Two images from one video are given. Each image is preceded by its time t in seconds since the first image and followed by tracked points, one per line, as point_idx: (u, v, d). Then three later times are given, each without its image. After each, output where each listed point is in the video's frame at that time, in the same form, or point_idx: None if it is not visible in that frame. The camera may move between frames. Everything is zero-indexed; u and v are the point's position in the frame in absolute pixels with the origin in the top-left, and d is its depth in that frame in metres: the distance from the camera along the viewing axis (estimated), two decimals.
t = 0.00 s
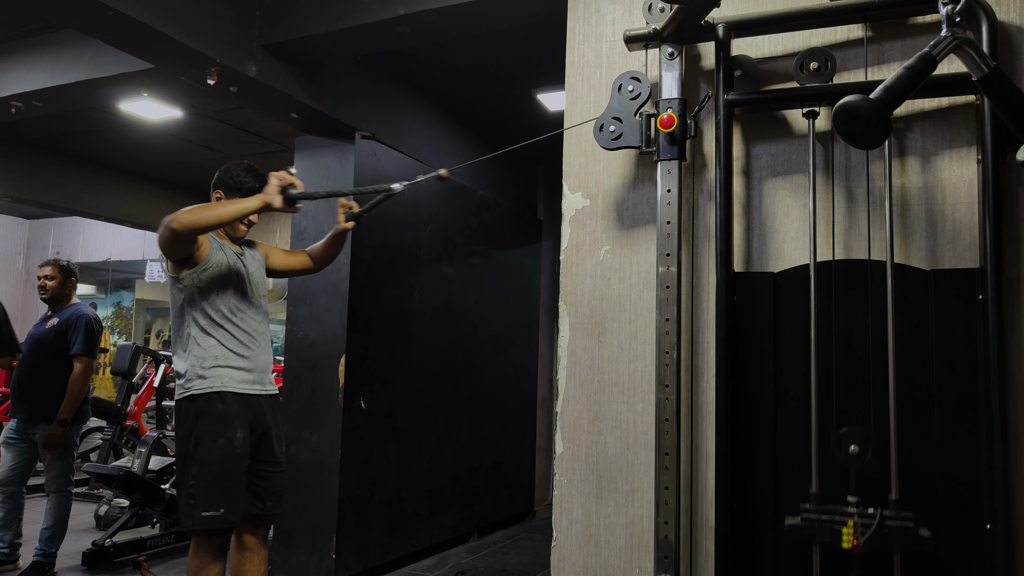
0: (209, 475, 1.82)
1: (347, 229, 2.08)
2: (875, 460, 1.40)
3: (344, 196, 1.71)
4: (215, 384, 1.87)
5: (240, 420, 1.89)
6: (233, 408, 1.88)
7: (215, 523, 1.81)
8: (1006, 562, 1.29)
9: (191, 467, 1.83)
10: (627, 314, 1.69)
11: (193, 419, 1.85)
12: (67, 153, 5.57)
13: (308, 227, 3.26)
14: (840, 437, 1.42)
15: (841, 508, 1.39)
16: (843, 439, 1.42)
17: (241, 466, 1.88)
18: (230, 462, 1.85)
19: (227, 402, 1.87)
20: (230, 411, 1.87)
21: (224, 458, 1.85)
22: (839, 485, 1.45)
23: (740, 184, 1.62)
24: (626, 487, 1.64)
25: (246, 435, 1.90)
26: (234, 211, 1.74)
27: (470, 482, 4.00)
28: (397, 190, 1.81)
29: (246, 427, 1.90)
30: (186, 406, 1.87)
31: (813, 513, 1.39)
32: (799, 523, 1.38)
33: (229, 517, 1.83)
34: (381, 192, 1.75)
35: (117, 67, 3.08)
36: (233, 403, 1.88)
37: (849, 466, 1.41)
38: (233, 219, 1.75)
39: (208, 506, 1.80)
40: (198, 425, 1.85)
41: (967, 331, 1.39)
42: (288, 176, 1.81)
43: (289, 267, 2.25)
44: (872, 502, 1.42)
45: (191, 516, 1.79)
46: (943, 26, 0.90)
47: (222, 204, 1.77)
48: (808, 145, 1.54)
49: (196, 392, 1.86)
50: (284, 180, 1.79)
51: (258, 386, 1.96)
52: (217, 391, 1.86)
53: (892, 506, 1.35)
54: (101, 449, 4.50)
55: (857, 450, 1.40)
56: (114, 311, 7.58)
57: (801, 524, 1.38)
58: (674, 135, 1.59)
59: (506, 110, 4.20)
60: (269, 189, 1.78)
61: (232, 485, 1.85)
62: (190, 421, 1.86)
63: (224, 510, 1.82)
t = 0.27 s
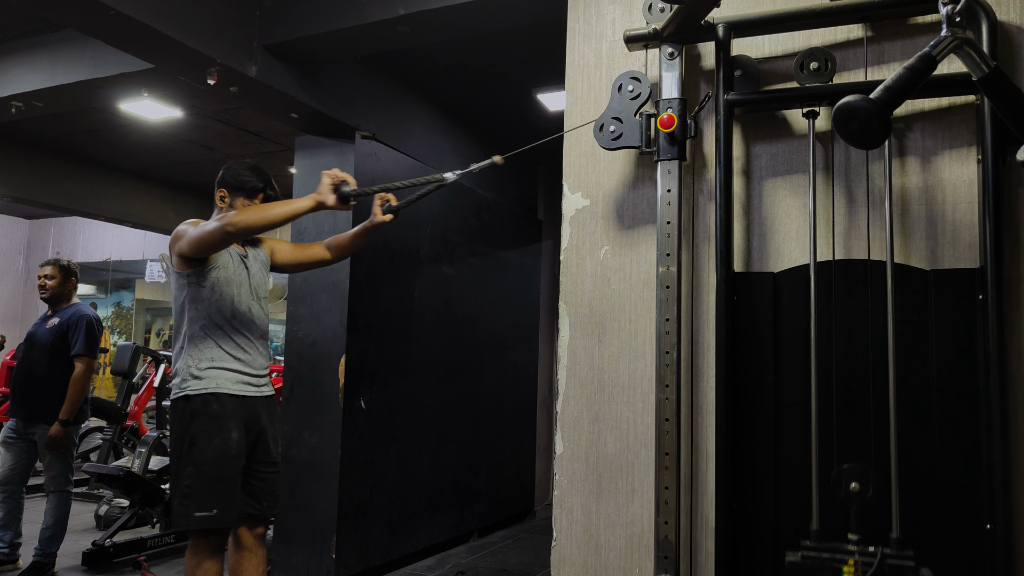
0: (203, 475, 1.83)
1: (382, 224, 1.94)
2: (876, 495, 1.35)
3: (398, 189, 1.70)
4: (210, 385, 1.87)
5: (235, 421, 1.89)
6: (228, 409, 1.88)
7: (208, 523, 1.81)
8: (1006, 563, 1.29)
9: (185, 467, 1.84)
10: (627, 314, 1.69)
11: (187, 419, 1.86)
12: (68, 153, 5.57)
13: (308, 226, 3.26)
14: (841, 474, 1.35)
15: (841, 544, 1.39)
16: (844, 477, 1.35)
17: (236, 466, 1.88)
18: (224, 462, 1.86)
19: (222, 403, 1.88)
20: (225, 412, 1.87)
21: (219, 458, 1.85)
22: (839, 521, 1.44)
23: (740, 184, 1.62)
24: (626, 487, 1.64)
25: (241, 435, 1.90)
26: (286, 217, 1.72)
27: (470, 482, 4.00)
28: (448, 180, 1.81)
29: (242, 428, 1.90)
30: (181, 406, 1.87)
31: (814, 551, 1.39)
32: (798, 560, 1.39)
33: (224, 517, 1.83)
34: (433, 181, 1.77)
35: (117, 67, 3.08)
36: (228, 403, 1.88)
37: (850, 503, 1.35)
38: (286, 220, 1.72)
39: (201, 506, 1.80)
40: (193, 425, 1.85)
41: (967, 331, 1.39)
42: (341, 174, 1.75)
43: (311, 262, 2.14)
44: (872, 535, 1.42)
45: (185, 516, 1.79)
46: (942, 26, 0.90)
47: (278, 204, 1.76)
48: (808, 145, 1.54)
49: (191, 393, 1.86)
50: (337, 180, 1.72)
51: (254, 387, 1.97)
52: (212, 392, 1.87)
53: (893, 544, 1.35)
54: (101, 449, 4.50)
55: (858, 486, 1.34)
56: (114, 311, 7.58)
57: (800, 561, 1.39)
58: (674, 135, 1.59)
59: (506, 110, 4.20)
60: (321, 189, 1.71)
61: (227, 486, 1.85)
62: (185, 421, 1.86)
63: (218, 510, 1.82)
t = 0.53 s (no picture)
0: (195, 475, 1.83)
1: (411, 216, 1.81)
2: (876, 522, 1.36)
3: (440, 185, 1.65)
4: (204, 387, 1.87)
5: (228, 423, 1.89)
6: (221, 412, 1.88)
7: (199, 524, 1.81)
8: (1005, 563, 1.29)
9: (177, 467, 1.83)
10: (627, 313, 1.69)
11: (180, 419, 1.85)
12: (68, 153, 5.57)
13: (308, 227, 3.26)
14: (840, 501, 1.38)
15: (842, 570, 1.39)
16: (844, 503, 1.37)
17: (229, 467, 1.88)
18: (217, 463, 1.86)
19: (215, 404, 1.88)
20: (218, 413, 1.88)
21: (211, 459, 1.85)
22: (839, 546, 1.43)
23: (740, 184, 1.62)
24: (626, 487, 1.64)
25: (235, 436, 1.90)
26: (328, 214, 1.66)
27: (470, 482, 4.00)
28: (487, 171, 1.76)
29: (235, 429, 1.91)
30: (174, 404, 1.86)
31: None
32: None
33: (214, 518, 1.83)
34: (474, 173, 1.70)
35: (117, 67, 3.08)
36: (221, 405, 1.89)
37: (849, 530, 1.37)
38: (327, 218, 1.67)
39: (192, 507, 1.81)
40: (186, 425, 1.85)
41: (967, 332, 1.39)
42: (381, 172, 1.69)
43: (321, 249, 2.12)
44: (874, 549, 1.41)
45: (175, 517, 1.79)
46: (943, 26, 0.90)
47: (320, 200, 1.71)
48: (808, 145, 1.54)
49: (185, 392, 1.86)
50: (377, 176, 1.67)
51: (247, 391, 1.97)
52: (205, 393, 1.87)
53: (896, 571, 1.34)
54: (101, 449, 4.50)
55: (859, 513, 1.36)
56: (114, 311, 7.58)
57: None
58: (674, 135, 1.59)
59: (506, 110, 4.20)
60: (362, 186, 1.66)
61: (219, 487, 1.86)
62: (178, 420, 1.85)
63: (207, 510, 1.82)
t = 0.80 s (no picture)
0: (188, 476, 1.83)
1: (422, 218, 1.78)
2: (876, 532, 1.39)
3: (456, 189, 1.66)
4: (198, 388, 1.87)
5: (220, 424, 1.89)
6: (214, 414, 1.88)
7: (192, 524, 1.81)
8: (1005, 563, 1.29)
9: (170, 468, 1.84)
10: (627, 313, 1.69)
11: (173, 419, 1.85)
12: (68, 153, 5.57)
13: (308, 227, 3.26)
14: (840, 510, 1.41)
15: None
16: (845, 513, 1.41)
17: (221, 468, 1.88)
18: (209, 463, 1.86)
19: (209, 405, 1.87)
20: (211, 414, 1.87)
21: (203, 460, 1.85)
22: (840, 556, 1.43)
23: (740, 184, 1.62)
24: (626, 487, 1.64)
25: (228, 437, 1.90)
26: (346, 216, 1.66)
27: (470, 482, 4.00)
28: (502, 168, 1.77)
29: (228, 430, 1.90)
30: (168, 403, 1.87)
31: None
32: None
33: (206, 519, 1.83)
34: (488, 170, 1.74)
35: (117, 67, 3.08)
36: (215, 406, 1.88)
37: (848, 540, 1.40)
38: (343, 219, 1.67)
39: (184, 508, 1.81)
40: (178, 425, 1.85)
41: (967, 332, 1.39)
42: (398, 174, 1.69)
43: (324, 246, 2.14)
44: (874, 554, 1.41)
45: (167, 518, 1.79)
46: (942, 26, 0.90)
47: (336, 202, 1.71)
48: (807, 145, 1.54)
49: (179, 392, 1.86)
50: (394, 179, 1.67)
51: (242, 395, 1.96)
52: (200, 394, 1.87)
53: None
54: (101, 449, 4.50)
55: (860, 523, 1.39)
56: (114, 311, 7.58)
57: None
58: (674, 135, 1.59)
59: (506, 110, 4.19)
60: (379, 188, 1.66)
61: (211, 488, 1.85)
62: (171, 420, 1.85)
63: (200, 511, 1.82)
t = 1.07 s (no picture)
0: (191, 475, 1.83)
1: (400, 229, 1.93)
2: (877, 504, 1.42)
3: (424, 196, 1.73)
4: (203, 386, 1.88)
5: (223, 422, 1.89)
6: (217, 412, 1.88)
7: (198, 523, 1.81)
8: (1005, 562, 1.29)
9: (173, 467, 1.84)
10: (626, 313, 1.69)
11: (176, 418, 1.86)
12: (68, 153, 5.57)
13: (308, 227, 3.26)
14: (841, 482, 1.45)
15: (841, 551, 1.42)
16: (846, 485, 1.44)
17: (225, 466, 1.88)
18: (212, 462, 1.86)
19: (212, 403, 1.88)
20: (214, 412, 1.88)
21: (207, 459, 1.85)
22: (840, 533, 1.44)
23: (740, 184, 1.62)
24: (626, 487, 1.64)
25: (231, 435, 1.90)
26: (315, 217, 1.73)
27: (470, 481, 4.00)
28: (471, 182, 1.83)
29: (231, 428, 1.90)
30: (170, 403, 1.88)
31: (814, 559, 1.41)
32: (800, 568, 1.43)
33: (212, 518, 1.83)
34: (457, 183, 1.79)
35: (117, 67, 3.09)
36: (218, 403, 1.89)
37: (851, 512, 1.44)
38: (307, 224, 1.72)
39: (189, 506, 1.80)
40: (181, 424, 1.86)
41: (967, 332, 1.39)
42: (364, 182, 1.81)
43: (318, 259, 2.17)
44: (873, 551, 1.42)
45: (172, 516, 1.79)
46: (942, 26, 0.90)
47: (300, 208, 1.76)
48: (808, 145, 1.54)
49: (184, 391, 1.87)
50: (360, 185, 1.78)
51: (245, 391, 1.96)
52: (204, 393, 1.88)
53: (893, 553, 1.36)
54: (101, 449, 4.51)
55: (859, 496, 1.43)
56: (114, 311, 7.58)
57: (801, 569, 1.43)
58: (674, 135, 1.59)
59: (506, 110, 4.19)
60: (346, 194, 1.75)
61: (214, 486, 1.85)
62: (174, 419, 1.86)
63: (206, 509, 1.82)
